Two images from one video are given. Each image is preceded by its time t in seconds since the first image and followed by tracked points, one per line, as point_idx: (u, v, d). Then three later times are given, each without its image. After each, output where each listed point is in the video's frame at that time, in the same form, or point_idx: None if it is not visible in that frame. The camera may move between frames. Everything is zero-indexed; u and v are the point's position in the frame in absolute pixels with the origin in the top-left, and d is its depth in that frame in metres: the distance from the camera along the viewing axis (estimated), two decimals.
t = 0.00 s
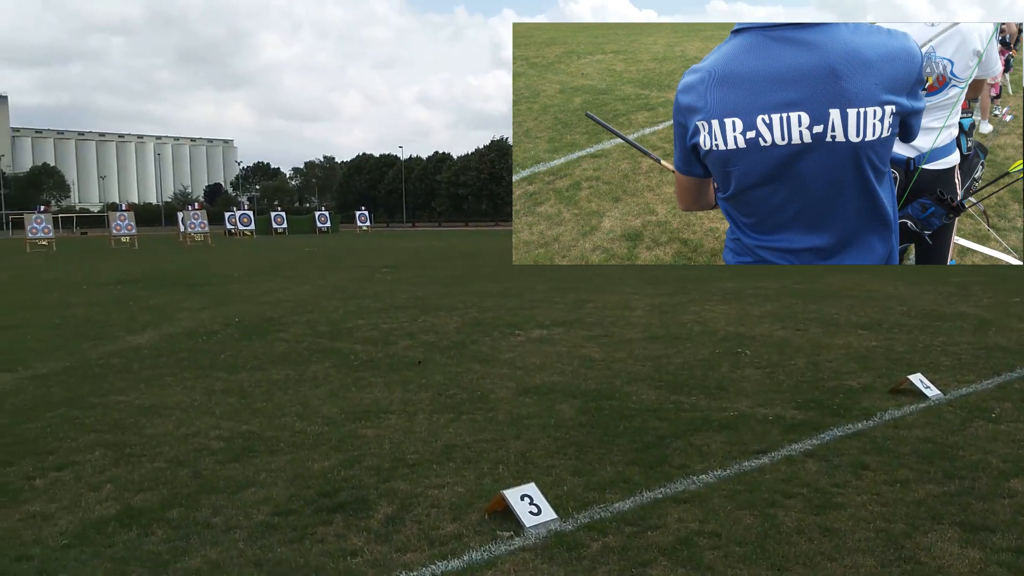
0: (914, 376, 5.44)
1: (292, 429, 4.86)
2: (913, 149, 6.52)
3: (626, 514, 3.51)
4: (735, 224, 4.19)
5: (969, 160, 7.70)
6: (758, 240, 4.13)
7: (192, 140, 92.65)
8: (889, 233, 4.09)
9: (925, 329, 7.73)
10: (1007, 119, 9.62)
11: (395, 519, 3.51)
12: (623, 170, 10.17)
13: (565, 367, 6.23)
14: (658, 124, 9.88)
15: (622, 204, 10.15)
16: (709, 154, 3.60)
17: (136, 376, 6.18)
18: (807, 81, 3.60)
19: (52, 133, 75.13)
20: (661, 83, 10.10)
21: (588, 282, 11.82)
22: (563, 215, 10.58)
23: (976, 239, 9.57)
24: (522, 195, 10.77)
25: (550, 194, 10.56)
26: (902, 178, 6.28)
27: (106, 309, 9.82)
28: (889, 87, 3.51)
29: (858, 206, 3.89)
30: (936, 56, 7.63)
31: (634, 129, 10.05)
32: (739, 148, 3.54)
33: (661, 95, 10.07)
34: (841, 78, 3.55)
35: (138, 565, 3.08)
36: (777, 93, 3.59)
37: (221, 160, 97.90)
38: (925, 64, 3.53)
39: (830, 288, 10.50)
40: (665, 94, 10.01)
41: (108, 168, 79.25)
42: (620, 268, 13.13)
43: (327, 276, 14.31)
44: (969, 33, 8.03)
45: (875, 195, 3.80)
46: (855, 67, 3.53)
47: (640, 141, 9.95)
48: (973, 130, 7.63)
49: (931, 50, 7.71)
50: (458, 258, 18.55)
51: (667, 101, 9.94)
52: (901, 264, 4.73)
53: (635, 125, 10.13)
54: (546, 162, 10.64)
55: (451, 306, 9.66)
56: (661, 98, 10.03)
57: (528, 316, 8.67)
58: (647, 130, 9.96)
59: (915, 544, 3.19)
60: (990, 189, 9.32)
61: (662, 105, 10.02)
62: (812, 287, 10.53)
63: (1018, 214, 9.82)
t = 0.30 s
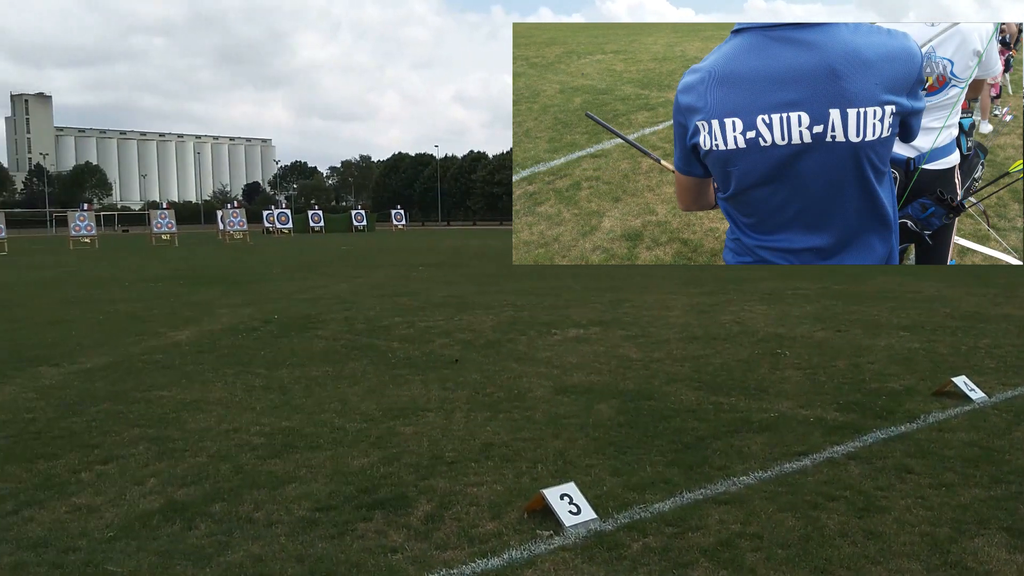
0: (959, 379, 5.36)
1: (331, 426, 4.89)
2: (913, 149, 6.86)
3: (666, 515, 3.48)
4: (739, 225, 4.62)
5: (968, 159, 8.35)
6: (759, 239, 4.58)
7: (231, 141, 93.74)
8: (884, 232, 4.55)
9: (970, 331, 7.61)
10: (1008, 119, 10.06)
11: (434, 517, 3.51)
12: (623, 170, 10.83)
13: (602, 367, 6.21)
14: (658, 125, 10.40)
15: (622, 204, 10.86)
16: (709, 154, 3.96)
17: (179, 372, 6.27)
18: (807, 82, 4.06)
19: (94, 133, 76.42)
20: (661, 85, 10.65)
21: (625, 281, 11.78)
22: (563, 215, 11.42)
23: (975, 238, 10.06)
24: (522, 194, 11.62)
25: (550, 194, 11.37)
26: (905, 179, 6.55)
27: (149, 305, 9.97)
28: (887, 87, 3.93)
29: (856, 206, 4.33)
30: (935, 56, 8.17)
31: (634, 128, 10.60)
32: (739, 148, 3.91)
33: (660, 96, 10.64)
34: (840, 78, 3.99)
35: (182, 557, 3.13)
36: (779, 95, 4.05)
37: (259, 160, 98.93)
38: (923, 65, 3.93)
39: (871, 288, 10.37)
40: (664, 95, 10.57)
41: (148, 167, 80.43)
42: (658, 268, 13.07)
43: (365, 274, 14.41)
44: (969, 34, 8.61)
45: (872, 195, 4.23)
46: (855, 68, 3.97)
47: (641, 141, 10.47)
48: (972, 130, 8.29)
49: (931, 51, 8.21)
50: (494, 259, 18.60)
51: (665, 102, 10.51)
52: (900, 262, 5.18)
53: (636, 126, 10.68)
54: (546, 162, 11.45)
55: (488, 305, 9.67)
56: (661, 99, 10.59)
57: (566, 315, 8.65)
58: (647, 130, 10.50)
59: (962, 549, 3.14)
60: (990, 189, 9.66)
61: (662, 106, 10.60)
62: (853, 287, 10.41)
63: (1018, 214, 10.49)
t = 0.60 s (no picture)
0: (986, 380, 5.31)
1: (356, 425, 4.91)
2: (912, 149, 6.79)
3: (694, 517, 3.47)
4: (735, 225, 4.38)
5: (968, 159, 8.24)
6: (758, 240, 4.33)
7: (252, 141, 94.24)
8: (887, 233, 4.30)
9: (998, 332, 7.54)
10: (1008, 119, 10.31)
11: (461, 517, 3.52)
12: (623, 170, 10.90)
13: (626, 367, 6.19)
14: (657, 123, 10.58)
15: (623, 204, 10.90)
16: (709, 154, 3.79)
17: (204, 371, 6.31)
18: (807, 81, 3.81)
19: (117, 134, 77.07)
20: (662, 84, 10.84)
21: (649, 281, 11.73)
22: (563, 215, 11.36)
23: (976, 238, 10.23)
24: (523, 195, 11.56)
25: (550, 194, 11.35)
26: (903, 178, 6.50)
27: (172, 304, 10.02)
28: (888, 87, 3.71)
29: (858, 206, 4.09)
30: (936, 55, 8.19)
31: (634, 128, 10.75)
32: (740, 148, 3.73)
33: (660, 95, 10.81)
34: (841, 77, 3.75)
35: (212, 556, 3.14)
36: (778, 94, 3.80)
37: (281, 160, 99.42)
38: (924, 64, 3.73)
39: (896, 288, 10.28)
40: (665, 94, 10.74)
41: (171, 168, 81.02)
42: (681, 267, 13.02)
43: (387, 274, 14.45)
44: (969, 34, 8.64)
45: (874, 195, 4.00)
46: (855, 67, 3.73)
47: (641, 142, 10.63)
48: (973, 130, 8.21)
49: (931, 51, 8.27)
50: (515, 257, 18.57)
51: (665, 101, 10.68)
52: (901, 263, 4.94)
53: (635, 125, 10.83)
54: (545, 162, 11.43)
55: (510, 305, 9.66)
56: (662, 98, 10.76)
57: (589, 315, 8.64)
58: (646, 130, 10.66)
59: (994, 552, 3.11)
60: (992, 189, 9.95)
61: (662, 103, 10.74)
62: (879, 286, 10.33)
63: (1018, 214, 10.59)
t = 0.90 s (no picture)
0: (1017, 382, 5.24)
1: (382, 425, 4.92)
2: (913, 150, 6.83)
3: (723, 518, 3.45)
4: (736, 225, 4.55)
5: (969, 159, 8.28)
6: (759, 240, 4.51)
7: (276, 143, 94.80)
8: (886, 233, 4.50)
9: None
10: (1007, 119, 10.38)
11: (489, 517, 3.52)
12: (623, 170, 10.93)
13: (652, 368, 6.17)
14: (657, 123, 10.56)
15: (622, 203, 10.93)
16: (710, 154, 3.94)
17: (231, 371, 6.35)
18: (807, 81, 4.00)
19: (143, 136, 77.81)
20: (663, 85, 10.82)
21: (675, 281, 11.67)
22: (563, 215, 11.43)
23: (976, 238, 10.31)
24: (523, 194, 11.63)
25: (550, 194, 11.40)
26: (903, 178, 6.50)
27: (200, 305, 10.12)
28: (887, 87, 3.90)
29: (857, 207, 4.29)
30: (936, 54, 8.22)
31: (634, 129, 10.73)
32: (740, 148, 3.89)
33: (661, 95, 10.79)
34: (840, 77, 3.95)
35: (241, 555, 3.16)
36: (779, 93, 3.99)
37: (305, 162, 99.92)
38: (923, 65, 3.91)
39: (925, 288, 10.18)
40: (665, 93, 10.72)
41: (196, 169, 81.70)
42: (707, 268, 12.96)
43: (411, 274, 14.47)
44: (968, 33, 8.66)
45: (873, 195, 4.20)
46: (855, 67, 3.92)
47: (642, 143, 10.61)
48: (973, 130, 8.25)
49: (931, 51, 8.29)
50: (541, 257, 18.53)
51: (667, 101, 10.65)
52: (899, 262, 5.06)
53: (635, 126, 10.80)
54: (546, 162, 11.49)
55: (534, 306, 9.66)
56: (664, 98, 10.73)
57: (614, 315, 8.62)
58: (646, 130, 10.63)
59: None
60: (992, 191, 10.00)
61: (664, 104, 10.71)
62: (907, 287, 10.22)
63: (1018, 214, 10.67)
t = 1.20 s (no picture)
0: None
1: (414, 424, 4.94)
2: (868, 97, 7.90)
3: (757, 520, 3.43)
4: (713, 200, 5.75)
5: (968, 160, 13.18)
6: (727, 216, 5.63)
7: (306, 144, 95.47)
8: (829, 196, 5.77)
9: None
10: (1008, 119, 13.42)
11: (521, 517, 3.52)
12: (623, 171, 14.37)
13: (682, 369, 6.14)
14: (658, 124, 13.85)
15: (620, 203, 14.49)
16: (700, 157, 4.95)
17: (264, 369, 6.41)
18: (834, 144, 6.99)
19: (174, 137, 78.77)
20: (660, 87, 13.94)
21: (704, 282, 11.60)
22: (561, 213, 14.87)
23: (977, 234, 13.45)
24: (525, 194, 14.96)
25: (550, 193, 14.84)
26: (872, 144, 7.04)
27: (232, 304, 10.24)
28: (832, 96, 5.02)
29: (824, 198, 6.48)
30: (939, 56, 12.90)
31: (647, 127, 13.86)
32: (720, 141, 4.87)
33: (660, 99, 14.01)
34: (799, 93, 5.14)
35: (276, 552, 3.18)
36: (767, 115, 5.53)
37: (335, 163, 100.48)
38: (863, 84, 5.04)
39: (961, 290, 10.04)
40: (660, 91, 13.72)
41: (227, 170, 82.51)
42: (737, 270, 12.89)
43: (440, 274, 14.54)
44: (969, 35, 13.24)
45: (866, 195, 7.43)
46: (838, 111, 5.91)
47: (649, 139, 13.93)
48: (972, 129, 13.04)
49: (933, 50, 12.90)
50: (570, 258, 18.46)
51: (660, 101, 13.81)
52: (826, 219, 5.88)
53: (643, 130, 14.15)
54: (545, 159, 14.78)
55: (563, 306, 9.67)
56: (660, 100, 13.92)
57: (644, 316, 8.61)
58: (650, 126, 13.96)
59: None
60: (989, 189, 13.40)
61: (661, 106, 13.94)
62: (941, 289, 10.09)
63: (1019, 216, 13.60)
